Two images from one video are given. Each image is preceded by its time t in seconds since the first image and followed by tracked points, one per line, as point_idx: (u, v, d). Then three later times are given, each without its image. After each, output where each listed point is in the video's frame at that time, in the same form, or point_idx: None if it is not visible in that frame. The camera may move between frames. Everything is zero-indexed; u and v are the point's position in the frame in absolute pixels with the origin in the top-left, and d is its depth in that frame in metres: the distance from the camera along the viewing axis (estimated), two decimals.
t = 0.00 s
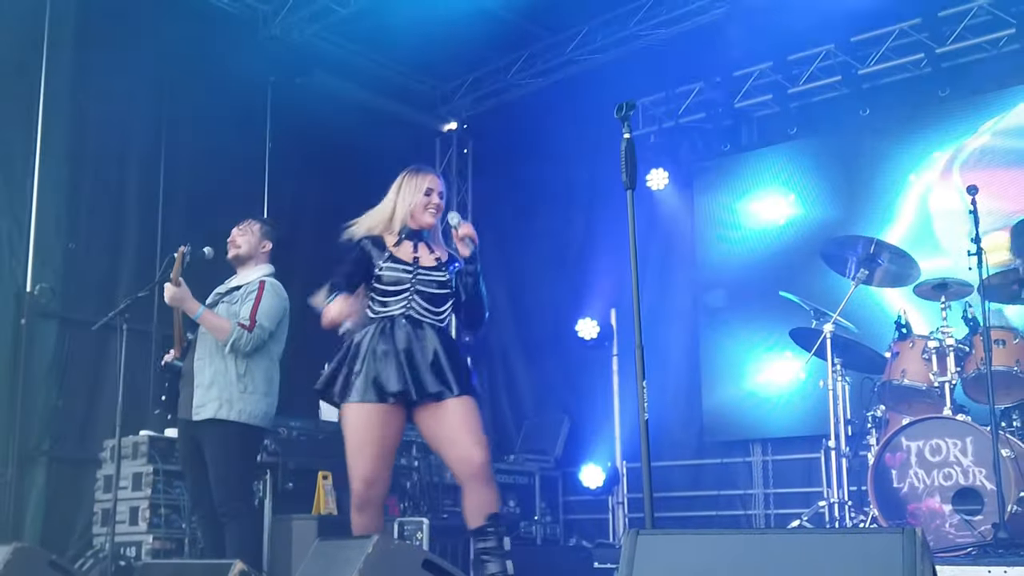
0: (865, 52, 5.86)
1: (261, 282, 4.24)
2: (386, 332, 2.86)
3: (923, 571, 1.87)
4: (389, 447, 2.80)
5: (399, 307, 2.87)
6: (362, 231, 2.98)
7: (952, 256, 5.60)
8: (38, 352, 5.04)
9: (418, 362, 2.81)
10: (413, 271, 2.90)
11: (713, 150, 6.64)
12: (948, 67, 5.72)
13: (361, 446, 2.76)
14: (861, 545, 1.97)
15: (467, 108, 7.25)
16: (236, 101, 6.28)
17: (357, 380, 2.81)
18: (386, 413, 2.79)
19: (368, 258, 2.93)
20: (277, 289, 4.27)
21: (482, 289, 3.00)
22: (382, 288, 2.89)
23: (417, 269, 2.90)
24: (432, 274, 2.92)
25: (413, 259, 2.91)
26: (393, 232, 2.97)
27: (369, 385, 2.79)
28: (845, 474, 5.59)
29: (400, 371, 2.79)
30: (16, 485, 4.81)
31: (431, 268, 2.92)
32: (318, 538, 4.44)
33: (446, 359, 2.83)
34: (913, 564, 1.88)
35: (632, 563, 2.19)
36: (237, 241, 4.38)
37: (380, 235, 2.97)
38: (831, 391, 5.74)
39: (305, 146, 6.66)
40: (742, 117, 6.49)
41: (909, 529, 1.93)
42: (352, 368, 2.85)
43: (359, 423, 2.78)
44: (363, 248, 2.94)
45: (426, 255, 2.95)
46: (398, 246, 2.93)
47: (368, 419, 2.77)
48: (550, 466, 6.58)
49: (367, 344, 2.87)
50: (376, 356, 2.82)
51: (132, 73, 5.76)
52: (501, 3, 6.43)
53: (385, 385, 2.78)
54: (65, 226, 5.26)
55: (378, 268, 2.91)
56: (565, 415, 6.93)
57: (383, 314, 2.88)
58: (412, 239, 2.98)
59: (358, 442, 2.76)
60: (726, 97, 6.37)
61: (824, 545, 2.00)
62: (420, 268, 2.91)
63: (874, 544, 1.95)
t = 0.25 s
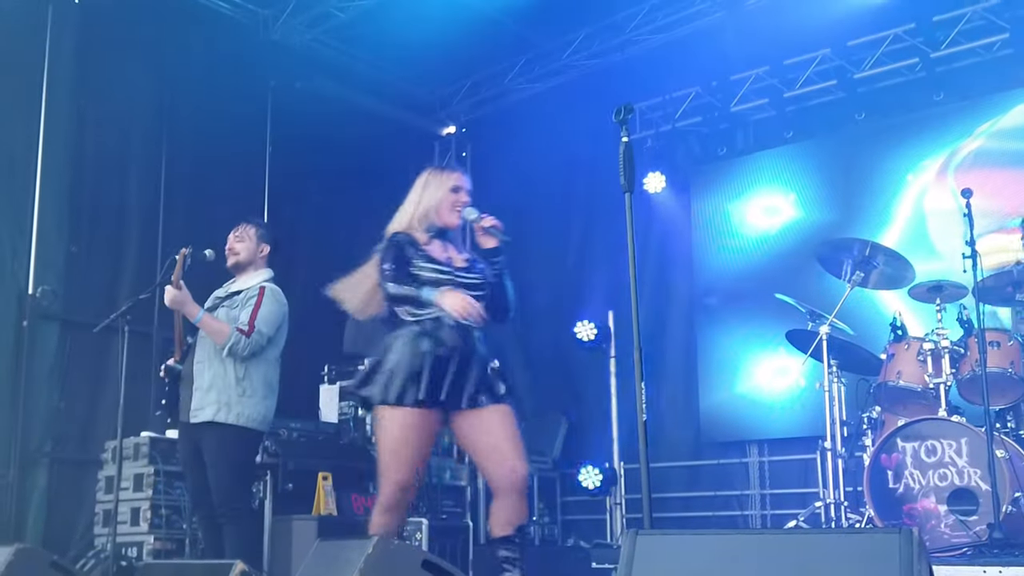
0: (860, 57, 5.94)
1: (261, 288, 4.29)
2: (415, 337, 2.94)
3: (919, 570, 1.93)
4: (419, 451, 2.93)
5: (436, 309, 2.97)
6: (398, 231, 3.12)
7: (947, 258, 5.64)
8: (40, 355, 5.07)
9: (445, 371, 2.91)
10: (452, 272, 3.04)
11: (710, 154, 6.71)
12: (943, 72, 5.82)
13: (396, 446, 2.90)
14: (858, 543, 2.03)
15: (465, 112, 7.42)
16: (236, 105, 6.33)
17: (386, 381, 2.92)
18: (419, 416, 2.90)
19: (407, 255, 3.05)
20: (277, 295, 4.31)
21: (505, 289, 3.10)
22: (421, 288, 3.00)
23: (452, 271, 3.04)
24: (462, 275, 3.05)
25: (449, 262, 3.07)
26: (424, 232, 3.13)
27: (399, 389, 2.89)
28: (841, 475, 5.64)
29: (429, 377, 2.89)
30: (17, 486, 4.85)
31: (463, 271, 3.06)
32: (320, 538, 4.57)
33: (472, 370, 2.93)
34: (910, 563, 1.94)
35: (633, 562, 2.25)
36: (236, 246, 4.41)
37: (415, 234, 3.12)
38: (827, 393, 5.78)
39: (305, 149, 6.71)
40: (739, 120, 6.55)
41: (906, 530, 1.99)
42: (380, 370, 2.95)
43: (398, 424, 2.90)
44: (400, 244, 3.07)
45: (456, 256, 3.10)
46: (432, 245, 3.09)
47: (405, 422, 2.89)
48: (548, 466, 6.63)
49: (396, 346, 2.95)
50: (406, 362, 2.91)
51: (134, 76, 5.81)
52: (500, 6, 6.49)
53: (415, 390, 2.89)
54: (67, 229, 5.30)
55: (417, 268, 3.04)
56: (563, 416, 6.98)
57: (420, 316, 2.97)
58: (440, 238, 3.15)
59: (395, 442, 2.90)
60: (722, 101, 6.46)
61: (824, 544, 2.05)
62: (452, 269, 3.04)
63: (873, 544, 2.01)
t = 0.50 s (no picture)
0: (854, 60, 6.04)
1: (257, 286, 4.32)
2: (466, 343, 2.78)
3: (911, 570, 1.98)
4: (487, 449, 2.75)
5: (494, 303, 2.85)
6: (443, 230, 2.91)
7: (941, 259, 5.70)
8: (41, 356, 5.12)
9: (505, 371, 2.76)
10: (503, 266, 2.90)
11: (707, 156, 6.74)
12: (937, 75, 5.86)
13: (463, 444, 2.72)
14: (853, 543, 2.07)
15: (466, 113, 7.40)
16: (237, 107, 6.37)
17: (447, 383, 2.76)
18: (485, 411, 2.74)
19: (454, 252, 2.89)
20: (274, 293, 4.36)
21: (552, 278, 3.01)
22: (473, 282, 2.87)
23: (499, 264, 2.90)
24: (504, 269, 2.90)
25: (496, 253, 2.91)
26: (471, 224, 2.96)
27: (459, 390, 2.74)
28: (836, 474, 5.71)
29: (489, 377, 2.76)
30: (19, 486, 4.90)
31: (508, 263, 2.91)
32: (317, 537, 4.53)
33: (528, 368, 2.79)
34: (904, 562, 1.99)
35: (631, 560, 2.28)
36: (236, 244, 4.46)
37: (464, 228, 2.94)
38: (823, 393, 5.84)
39: (305, 150, 6.75)
40: (735, 123, 6.60)
41: (901, 531, 2.03)
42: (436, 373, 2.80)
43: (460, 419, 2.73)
44: (448, 239, 2.89)
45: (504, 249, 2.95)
46: (480, 239, 2.92)
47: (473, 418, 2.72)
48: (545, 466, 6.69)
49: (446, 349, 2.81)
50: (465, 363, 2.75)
51: (134, 79, 5.85)
52: (498, 10, 6.53)
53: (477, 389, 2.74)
54: (68, 230, 5.35)
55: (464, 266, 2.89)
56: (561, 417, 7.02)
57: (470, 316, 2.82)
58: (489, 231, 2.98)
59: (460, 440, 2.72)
60: (718, 104, 6.54)
61: (821, 547, 2.09)
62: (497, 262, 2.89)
63: (868, 546, 2.05)
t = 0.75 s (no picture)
0: (841, 64, 6.11)
1: (250, 285, 4.38)
2: (496, 319, 2.74)
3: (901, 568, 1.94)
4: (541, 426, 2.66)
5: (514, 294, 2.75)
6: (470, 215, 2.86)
7: (926, 262, 5.77)
8: (34, 357, 5.15)
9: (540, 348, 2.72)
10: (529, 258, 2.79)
11: (695, 159, 6.82)
12: (922, 79, 5.95)
13: (523, 417, 2.63)
14: (840, 540, 2.04)
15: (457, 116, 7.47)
16: (230, 108, 6.41)
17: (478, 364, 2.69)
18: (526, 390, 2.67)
19: (478, 236, 2.83)
20: (266, 292, 4.41)
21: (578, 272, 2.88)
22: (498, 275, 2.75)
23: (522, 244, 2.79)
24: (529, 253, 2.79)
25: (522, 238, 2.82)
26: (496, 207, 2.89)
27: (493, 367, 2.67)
28: (822, 475, 5.81)
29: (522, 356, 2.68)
30: (11, 486, 4.92)
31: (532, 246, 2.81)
32: (309, 537, 4.61)
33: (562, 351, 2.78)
34: (892, 559, 1.96)
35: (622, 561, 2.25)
36: (229, 246, 4.50)
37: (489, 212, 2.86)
38: (810, 394, 5.91)
39: (297, 153, 6.79)
40: (724, 126, 6.68)
41: (889, 528, 1.99)
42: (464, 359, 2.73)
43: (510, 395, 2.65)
44: (473, 225, 2.83)
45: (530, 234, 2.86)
46: (506, 224, 2.84)
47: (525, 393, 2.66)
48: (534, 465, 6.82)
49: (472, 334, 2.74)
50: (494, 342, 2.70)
51: (128, 80, 5.88)
52: (491, 13, 6.59)
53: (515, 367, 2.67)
54: (61, 232, 5.38)
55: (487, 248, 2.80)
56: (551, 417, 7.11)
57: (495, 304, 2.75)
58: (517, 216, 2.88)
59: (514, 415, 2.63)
60: (706, 107, 6.62)
61: (809, 544, 2.06)
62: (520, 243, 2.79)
63: (854, 543, 2.02)
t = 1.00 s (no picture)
0: (815, 67, 6.20)
1: (229, 281, 4.40)
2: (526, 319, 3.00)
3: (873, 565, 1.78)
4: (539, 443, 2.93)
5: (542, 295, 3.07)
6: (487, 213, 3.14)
7: (897, 261, 5.89)
8: (13, 353, 5.14)
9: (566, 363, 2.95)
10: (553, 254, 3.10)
11: (671, 159, 6.90)
12: (896, 82, 6.00)
13: (553, 418, 2.84)
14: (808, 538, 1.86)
15: (436, 115, 7.49)
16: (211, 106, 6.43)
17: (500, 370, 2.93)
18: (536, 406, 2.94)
19: (502, 234, 3.10)
20: (245, 289, 4.43)
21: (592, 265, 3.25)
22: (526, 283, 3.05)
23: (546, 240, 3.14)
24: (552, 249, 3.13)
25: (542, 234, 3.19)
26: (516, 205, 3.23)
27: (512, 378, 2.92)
28: (795, 472, 5.88)
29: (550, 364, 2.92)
30: None
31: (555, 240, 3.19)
32: (287, 534, 4.62)
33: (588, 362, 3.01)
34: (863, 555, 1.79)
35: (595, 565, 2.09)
36: (206, 243, 4.51)
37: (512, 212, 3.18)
38: (784, 392, 5.98)
39: (276, 151, 6.82)
40: (699, 127, 6.75)
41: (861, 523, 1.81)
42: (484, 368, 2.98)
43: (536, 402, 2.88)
44: (494, 225, 3.11)
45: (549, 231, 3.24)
46: (527, 224, 3.13)
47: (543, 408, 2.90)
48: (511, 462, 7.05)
49: (500, 336, 2.99)
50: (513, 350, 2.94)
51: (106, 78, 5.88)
52: (472, 13, 6.66)
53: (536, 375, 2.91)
54: (38, 228, 5.33)
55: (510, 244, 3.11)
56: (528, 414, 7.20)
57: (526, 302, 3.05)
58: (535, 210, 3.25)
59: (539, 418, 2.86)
60: (683, 108, 6.68)
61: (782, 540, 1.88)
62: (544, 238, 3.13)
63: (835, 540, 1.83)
